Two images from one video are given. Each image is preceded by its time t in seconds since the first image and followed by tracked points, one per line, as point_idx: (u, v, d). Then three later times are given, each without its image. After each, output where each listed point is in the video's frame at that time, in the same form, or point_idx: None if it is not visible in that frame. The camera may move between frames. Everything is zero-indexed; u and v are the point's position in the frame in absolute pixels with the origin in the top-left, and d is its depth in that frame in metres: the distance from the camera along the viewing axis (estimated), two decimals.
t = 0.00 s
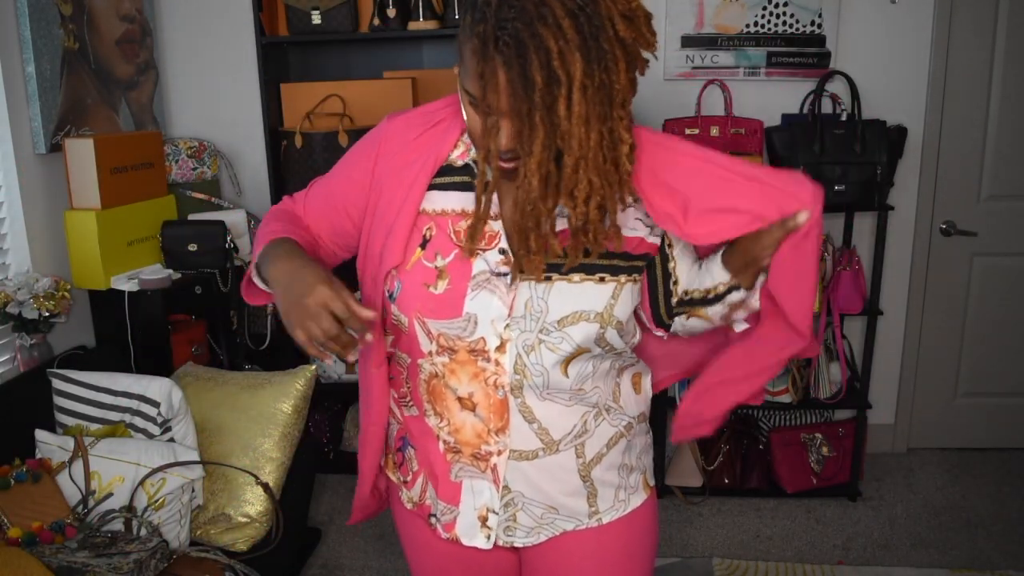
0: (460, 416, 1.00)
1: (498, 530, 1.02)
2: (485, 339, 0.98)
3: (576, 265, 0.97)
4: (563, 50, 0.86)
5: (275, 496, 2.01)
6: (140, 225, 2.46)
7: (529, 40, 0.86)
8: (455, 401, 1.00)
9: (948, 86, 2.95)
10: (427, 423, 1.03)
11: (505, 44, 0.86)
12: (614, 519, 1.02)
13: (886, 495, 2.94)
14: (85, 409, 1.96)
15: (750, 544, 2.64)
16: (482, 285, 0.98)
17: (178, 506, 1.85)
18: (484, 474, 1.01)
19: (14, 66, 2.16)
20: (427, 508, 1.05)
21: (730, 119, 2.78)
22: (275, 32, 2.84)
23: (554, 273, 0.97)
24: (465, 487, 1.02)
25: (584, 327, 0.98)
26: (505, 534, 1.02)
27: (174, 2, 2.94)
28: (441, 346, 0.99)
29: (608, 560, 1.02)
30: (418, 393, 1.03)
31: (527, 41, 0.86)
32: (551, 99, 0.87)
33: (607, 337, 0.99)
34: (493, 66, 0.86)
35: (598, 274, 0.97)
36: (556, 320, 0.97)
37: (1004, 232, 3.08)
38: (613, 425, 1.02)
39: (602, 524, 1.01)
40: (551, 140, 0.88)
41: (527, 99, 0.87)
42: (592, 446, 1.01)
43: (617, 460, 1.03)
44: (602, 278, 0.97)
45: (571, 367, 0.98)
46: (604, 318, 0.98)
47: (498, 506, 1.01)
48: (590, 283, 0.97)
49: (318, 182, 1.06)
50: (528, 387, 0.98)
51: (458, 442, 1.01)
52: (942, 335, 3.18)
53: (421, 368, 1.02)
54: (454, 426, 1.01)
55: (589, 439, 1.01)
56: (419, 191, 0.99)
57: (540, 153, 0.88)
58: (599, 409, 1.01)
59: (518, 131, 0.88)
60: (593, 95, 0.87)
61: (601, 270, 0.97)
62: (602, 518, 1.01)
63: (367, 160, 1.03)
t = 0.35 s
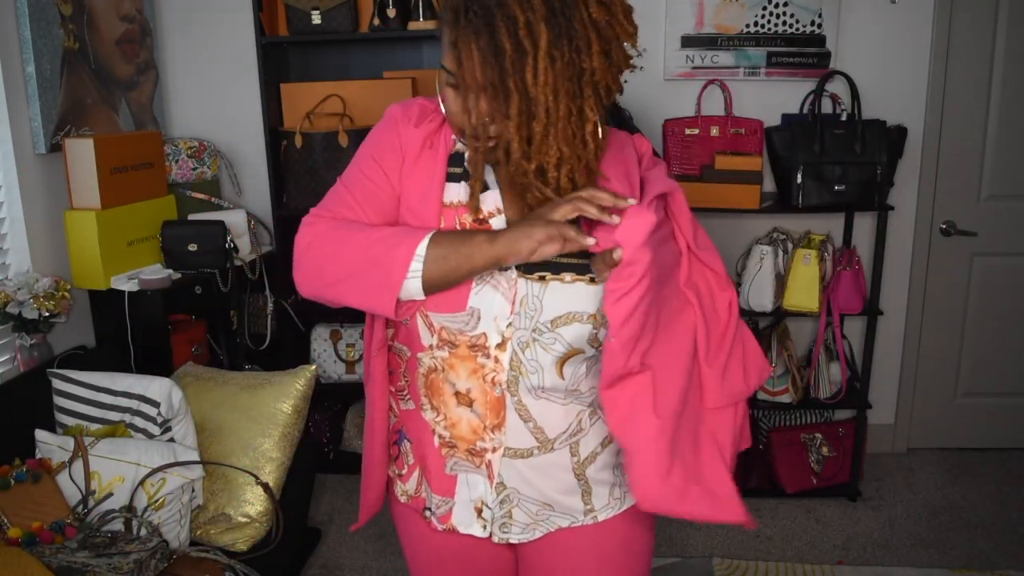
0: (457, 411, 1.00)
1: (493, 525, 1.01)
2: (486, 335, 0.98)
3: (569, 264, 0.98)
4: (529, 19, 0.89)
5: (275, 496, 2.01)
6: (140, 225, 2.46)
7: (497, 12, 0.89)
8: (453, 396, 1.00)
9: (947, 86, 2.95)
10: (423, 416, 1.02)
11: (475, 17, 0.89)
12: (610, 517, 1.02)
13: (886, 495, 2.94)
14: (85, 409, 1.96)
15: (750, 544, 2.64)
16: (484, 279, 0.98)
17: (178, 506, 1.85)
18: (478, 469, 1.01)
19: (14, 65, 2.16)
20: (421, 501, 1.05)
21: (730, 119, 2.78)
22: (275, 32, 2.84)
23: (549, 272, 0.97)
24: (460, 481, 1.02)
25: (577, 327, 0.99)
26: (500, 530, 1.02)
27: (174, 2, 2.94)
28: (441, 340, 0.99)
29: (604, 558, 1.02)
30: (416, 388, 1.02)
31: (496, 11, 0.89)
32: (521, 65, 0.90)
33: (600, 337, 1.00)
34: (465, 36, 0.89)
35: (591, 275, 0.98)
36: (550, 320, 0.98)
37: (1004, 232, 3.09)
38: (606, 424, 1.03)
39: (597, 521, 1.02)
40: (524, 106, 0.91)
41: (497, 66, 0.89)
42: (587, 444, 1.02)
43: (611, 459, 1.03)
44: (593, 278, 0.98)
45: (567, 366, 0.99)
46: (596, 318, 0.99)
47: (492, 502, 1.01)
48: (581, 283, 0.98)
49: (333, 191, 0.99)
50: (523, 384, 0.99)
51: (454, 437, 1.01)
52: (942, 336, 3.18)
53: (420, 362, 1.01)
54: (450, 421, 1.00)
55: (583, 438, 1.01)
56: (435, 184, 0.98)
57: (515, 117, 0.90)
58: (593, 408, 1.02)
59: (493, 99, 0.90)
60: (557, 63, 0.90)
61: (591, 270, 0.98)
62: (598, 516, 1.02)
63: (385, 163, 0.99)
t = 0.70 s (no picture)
0: (459, 413, 1.01)
1: (495, 528, 1.02)
2: (489, 336, 0.98)
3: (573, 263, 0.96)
4: (500, 20, 0.89)
5: (275, 496, 2.01)
6: (140, 225, 2.46)
7: (470, 13, 0.90)
8: (455, 398, 1.00)
9: (948, 86, 2.95)
10: (426, 420, 1.03)
11: (451, 20, 0.91)
12: (612, 518, 1.02)
13: (886, 495, 2.94)
14: (85, 409, 1.96)
15: (749, 543, 2.65)
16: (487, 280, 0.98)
17: (178, 506, 1.85)
18: (480, 472, 1.02)
19: (14, 66, 2.16)
20: (423, 504, 1.05)
21: (730, 119, 2.75)
22: (275, 32, 2.84)
23: (554, 271, 0.97)
24: (462, 484, 1.02)
25: (582, 328, 0.97)
26: (501, 533, 1.02)
27: (174, 2, 2.94)
28: (445, 342, 1.00)
29: (607, 558, 1.02)
30: (419, 391, 1.03)
31: (468, 13, 0.90)
32: (484, 68, 0.90)
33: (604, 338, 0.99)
34: (438, 36, 0.92)
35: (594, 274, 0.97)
36: (555, 320, 0.97)
37: (1004, 232, 3.08)
38: (610, 425, 1.02)
39: (599, 523, 1.01)
40: (480, 108, 0.92)
41: (461, 69, 0.91)
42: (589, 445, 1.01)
43: (613, 461, 1.02)
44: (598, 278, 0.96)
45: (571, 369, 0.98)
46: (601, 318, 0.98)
47: (494, 504, 1.01)
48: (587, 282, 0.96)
49: (337, 198, 1.00)
50: (526, 385, 0.98)
51: (456, 439, 1.01)
52: (942, 335, 3.18)
53: (423, 364, 1.02)
54: (452, 423, 1.01)
55: (586, 439, 1.01)
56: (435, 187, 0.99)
57: (470, 118, 0.92)
58: (597, 409, 1.01)
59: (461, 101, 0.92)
60: (523, 66, 0.89)
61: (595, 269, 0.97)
62: (599, 518, 1.01)
63: (386, 170, 0.99)
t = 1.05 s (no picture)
0: (460, 414, 1.01)
1: (497, 528, 1.02)
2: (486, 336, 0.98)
3: (574, 261, 0.96)
4: (510, 19, 0.92)
5: (275, 497, 2.01)
6: (140, 225, 2.46)
7: (480, 11, 0.92)
8: (455, 399, 1.00)
9: (947, 86, 2.95)
10: (426, 420, 1.03)
11: (461, 18, 0.93)
12: (612, 520, 1.02)
13: (886, 495, 2.94)
14: (85, 409, 1.95)
15: (749, 544, 2.65)
16: (484, 281, 0.97)
17: (178, 506, 1.85)
18: (482, 471, 1.02)
19: (14, 65, 2.16)
20: (426, 504, 1.05)
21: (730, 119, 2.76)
22: (275, 32, 2.84)
23: (553, 269, 0.96)
24: (464, 485, 1.02)
25: (584, 326, 0.96)
26: (502, 532, 1.02)
27: (174, 2, 2.94)
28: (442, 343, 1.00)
29: (608, 559, 1.02)
30: (419, 391, 1.03)
31: (478, 10, 0.92)
32: (494, 67, 0.93)
33: (606, 336, 0.98)
34: (449, 33, 0.94)
35: (597, 272, 0.96)
36: (556, 318, 0.96)
37: (1004, 232, 3.09)
38: (612, 426, 1.02)
39: (600, 525, 1.01)
40: (491, 107, 0.95)
41: (472, 66, 0.94)
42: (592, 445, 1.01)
43: (615, 460, 1.02)
44: (600, 276, 0.96)
45: (575, 367, 0.98)
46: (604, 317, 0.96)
47: (496, 504, 1.01)
48: (588, 280, 0.95)
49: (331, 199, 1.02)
50: (527, 384, 0.98)
51: (456, 440, 1.01)
52: (942, 335, 3.18)
53: (424, 365, 1.02)
54: (453, 424, 1.01)
55: (587, 440, 1.01)
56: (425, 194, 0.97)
57: (481, 116, 0.95)
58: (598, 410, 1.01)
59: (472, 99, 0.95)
60: (534, 65, 0.93)
61: (598, 267, 0.96)
62: (600, 519, 1.01)
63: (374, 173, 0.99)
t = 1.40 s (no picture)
0: (458, 416, 1.01)
1: (498, 532, 1.02)
2: (480, 338, 0.98)
3: (566, 259, 0.98)
4: (488, 35, 0.98)
5: (275, 497, 2.01)
6: (140, 225, 2.46)
7: (459, 30, 0.99)
8: (453, 401, 1.01)
9: (948, 86, 2.95)
10: (427, 421, 1.04)
11: (441, 37, 1.00)
12: (614, 522, 1.02)
13: (886, 495, 2.94)
14: (84, 409, 1.95)
15: (749, 544, 2.65)
16: (473, 283, 0.99)
17: (178, 505, 1.85)
18: (482, 473, 1.02)
19: (14, 66, 2.16)
20: (430, 505, 1.06)
21: (730, 119, 2.77)
22: (275, 32, 2.84)
23: (545, 268, 0.98)
24: (465, 487, 1.03)
25: (578, 323, 0.97)
26: (503, 536, 1.02)
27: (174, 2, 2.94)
28: (436, 347, 1.00)
29: (609, 561, 1.02)
30: (420, 393, 1.04)
31: (455, 27, 0.99)
32: (472, 82, 0.99)
33: (604, 332, 0.99)
34: (427, 51, 1.00)
35: (589, 267, 0.98)
36: (550, 316, 0.97)
37: (1004, 231, 3.08)
38: (615, 426, 1.02)
39: (601, 527, 1.01)
40: (469, 123, 1.00)
41: (450, 82, 1.00)
42: (593, 445, 1.01)
43: (617, 461, 1.02)
44: (593, 272, 0.98)
45: (573, 365, 0.98)
46: (598, 312, 0.98)
47: (496, 507, 1.01)
48: (580, 276, 0.98)
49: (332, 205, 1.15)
50: (525, 384, 0.98)
51: (456, 442, 1.02)
52: (943, 335, 3.18)
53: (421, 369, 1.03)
54: (452, 425, 1.02)
55: (588, 441, 1.00)
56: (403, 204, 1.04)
57: (459, 133, 1.00)
58: (602, 411, 1.01)
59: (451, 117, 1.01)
60: (512, 80, 0.98)
61: (591, 263, 0.98)
62: (602, 521, 1.01)
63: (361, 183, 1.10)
